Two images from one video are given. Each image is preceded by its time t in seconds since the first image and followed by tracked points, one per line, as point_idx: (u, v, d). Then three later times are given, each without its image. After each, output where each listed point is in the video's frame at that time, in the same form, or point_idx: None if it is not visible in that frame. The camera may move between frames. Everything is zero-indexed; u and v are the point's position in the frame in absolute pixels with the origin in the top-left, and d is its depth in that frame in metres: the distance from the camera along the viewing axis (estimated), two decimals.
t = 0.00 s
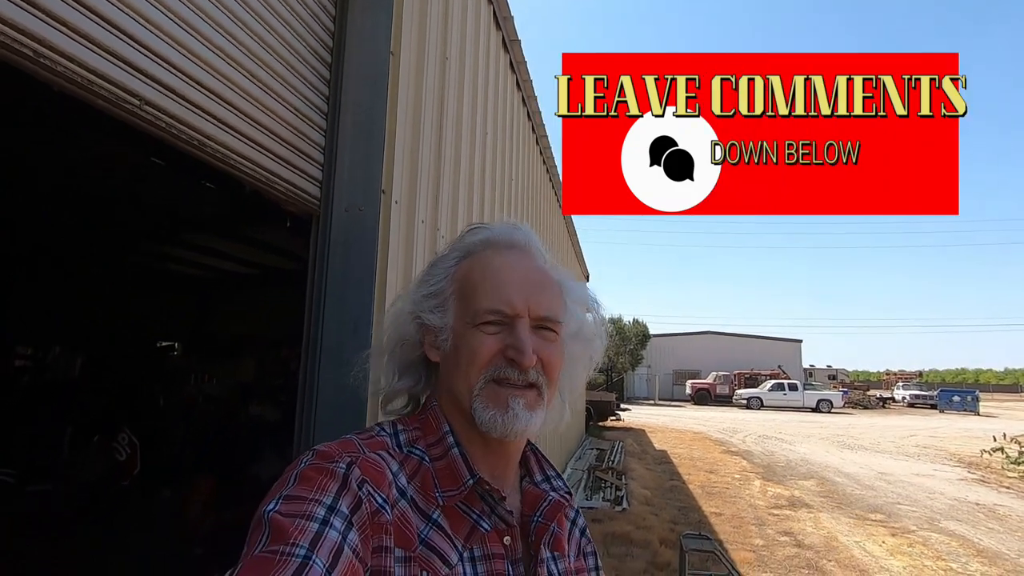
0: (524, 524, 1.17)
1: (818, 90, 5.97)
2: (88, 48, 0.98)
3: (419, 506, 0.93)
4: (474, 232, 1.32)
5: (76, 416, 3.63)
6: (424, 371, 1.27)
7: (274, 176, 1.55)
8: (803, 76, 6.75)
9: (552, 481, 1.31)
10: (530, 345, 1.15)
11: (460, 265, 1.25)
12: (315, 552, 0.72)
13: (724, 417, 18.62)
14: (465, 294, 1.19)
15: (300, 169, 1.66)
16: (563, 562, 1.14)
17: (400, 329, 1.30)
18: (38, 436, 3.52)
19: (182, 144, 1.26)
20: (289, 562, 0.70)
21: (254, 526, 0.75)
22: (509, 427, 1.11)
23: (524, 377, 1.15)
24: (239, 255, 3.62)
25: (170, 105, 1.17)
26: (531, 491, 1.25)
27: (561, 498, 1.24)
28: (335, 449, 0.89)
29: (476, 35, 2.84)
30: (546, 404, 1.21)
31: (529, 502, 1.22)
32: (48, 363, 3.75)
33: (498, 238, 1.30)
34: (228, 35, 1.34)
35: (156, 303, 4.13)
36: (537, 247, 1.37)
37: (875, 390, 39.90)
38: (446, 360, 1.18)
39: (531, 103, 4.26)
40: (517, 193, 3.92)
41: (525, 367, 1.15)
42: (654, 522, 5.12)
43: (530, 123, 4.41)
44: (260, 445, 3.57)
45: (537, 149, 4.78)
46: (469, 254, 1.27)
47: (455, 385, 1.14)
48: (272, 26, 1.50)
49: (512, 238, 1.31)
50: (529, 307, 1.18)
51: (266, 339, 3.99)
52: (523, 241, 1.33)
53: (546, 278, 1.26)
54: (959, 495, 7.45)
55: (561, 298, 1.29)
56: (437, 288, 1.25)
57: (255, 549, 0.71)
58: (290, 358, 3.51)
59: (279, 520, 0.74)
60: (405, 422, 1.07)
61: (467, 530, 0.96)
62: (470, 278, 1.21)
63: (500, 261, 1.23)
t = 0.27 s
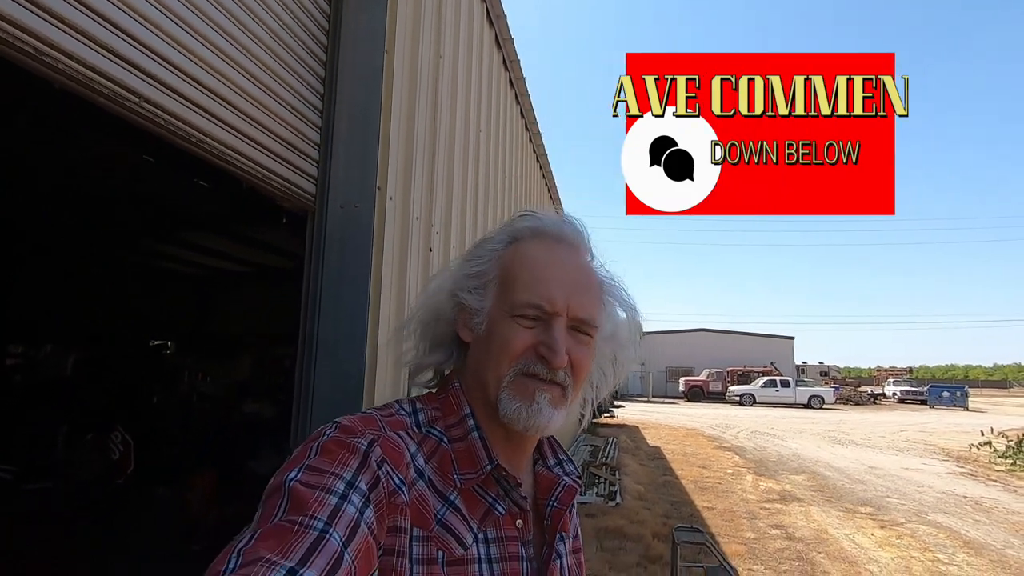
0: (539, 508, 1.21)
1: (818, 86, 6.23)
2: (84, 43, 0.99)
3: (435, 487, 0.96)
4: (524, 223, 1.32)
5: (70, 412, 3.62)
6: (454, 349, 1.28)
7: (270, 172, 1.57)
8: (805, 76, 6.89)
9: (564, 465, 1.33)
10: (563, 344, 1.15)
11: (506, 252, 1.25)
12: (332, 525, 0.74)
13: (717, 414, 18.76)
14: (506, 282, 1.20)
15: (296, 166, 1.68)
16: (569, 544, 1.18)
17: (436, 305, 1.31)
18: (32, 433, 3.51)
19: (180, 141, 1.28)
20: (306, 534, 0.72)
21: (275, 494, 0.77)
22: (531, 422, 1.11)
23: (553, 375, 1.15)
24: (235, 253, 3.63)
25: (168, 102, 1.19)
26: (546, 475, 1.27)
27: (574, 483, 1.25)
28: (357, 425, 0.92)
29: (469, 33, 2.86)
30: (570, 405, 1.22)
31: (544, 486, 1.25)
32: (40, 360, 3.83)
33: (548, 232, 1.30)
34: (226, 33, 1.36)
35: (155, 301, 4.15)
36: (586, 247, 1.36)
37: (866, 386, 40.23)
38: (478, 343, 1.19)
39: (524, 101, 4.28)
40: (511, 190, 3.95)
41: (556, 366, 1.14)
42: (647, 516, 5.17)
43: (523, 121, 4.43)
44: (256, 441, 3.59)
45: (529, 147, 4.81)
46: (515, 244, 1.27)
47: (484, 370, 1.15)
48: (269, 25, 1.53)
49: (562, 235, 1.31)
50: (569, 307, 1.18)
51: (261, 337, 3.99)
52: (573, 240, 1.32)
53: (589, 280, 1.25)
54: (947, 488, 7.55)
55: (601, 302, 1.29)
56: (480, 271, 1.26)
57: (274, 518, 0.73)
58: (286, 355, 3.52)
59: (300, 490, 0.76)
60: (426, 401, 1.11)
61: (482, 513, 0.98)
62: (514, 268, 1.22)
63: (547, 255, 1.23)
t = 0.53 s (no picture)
0: (507, 507, 1.19)
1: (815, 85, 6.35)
2: (77, 54, 1.01)
3: (409, 489, 0.92)
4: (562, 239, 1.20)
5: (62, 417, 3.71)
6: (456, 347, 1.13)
7: (261, 178, 1.59)
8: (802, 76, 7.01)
9: (532, 463, 1.31)
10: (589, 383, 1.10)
11: (546, 268, 1.13)
12: (307, 526, 0.72)
13: (710, 414, 18.87)
14: (547, 306, 1.08)
15: (287, 172, 1.70)
16: (535, 541, 1.19)
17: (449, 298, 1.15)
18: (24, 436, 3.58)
19: (173, 148, 1.31)
20: (281, 535, 0.70)
21: (246, 494, 0.74)
22: (539, 451, 1.09)
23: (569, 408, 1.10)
24: (224, 258, 3.63)
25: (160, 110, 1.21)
26: (514, 472, 1.25)
27: (541, 481, 1.25)
28: (329, 424, 0.89)
29: (459, 39, 2.89)
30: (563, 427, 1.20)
31: (513, 484, 1.24)
32: (31, 364, 3.82)
33: (588, 256, 1.20)
34: (217, 43, 1.38)
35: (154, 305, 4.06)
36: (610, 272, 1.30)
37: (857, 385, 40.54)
38: (499, 359, 1.07)
39: (515, 105, 4.31)
40: (502, 193, 3.96)
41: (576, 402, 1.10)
42: (639, 516, 5.21)
43: (514, 124, 4.46)
44: (247, 445, 3.58)
45: (521, 150, 4.84)
46: (556, 259, 1.15)
47: (502, 392, 1.06)
48: (259, 34, 1.55)
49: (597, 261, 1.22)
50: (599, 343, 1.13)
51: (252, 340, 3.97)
52: (604, 269, 1.24)
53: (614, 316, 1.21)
54: (936, 485, 7.64)
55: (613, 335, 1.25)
56: (518, 280, 1.11)
57: (247, 518, 0.71)
58: (277, 359, 3.53)
59: (273, 491, 0.73)
60: (397, 401, 1.08)
61: (455, 513, 0.96)
62: (560, 293, 1.10)
63: (587, 286, 1.14)
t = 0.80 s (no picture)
0: (489, 509, 1.20)
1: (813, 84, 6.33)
2: (82, 62, 1.03)
3: (387, 495, 0.93)
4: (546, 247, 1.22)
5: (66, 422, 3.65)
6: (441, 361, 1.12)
7: (263, 183, 1.61)
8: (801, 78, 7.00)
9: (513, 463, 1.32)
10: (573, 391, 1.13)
11: (534, 278, 1.14)
12: (282, 536, 0.73)
13: (713, 416, 18.84)
14: (535, 317, 1.10)
15: (289, 176, 1.72)
16: (519, 541, 1.20)
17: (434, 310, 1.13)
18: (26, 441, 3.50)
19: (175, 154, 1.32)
20: (255, 546, 0.70)
21: (217, 507, 0.75)
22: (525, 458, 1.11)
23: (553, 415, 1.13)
24: (224, 261, 3.66)
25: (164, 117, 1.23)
26: (494, 474, 1.26)
27: (523, 481, 1.25)
28: (303, 433, 0.91)
29: (459, 43, 2.91)
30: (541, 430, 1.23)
31: (494, 486, 1.24)
32: (33, 370, 3.73)
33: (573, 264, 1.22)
34: (219, 50, 1.40)
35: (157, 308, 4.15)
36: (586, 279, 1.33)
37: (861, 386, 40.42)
38: (488, 370, 1.08)
39: (515, 108, 4.33)
40: (503, 196, 3.98)
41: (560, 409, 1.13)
42: (642, 518, 5.21)
43: (515, 128, 4.48)
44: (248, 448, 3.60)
45: (521, 153, 4.86)
46: (541, 268, 1.16)
47: (492, 403, 1.07)
48: (261, 40, 1.57)
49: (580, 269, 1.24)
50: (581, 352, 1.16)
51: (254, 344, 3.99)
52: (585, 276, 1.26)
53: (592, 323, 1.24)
54: (940, 486, 7.63)
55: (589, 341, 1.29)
56: (506, 291, 1.12)
57: (219, 531, 0.71)
58: (279, 362, 3.55)
59: (247, 501, 0.75)
60: (373, 408, 1.09)
61: (435, 517, 0.97)
62: (547, 303, 1.12)
63: (572, 295, 1.17)
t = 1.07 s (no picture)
0: (485, 518, 1.21)
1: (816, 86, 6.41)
2: (104, 73, 1.08)
3: (382, 504, 0.94)
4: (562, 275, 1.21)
5: (75, 428, 3.68)
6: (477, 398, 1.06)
7: (275, 189, 1.64)
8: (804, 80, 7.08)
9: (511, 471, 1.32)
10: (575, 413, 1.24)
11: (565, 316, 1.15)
12: (276, 542, 0.75)
13: (720, 418, 18.77)
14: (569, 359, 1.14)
15: (300, 182, 1.75)
16: (517, 550, 1.21)
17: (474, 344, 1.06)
18: (36, 446, 3.52)
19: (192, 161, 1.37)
20: (249, 552, 0.72)
21: (212, 513, 0.77)
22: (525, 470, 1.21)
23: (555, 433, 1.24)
24: (232, 265, 3.70)
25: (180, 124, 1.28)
26: (490, 484, 1.25)
27: (520, 491, 1.25)
28: (299, 440, 0.91)
29: (465, 47, 2.94)
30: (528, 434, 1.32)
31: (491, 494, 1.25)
32: (43, 375, 3.75)
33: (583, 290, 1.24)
34: (233, 59, 1.44)
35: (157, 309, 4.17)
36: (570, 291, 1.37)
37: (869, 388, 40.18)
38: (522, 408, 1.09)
39: (521, 112, 4.35)
40: (509, 199, 4.00)
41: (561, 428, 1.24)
42: (649, 520, 5.20)
43: (521, 131, 4.51)
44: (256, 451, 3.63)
45: (527, 156, 4.88)
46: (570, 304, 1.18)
47: (521, 439, 1.11)
48: (273, 50, 1.61)
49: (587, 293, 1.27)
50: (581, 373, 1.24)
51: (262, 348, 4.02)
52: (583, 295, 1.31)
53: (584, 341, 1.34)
54: (950, 488, 7.57)
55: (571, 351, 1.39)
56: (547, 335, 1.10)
57: (214, 537, 0.74)
58: (287, 366, 3.58)
59: (241, 508, 0.77)
60: (369, 415, 1.07)
61: (431, 527, 0.97)
62: (574, 338, 1.16)
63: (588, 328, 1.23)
